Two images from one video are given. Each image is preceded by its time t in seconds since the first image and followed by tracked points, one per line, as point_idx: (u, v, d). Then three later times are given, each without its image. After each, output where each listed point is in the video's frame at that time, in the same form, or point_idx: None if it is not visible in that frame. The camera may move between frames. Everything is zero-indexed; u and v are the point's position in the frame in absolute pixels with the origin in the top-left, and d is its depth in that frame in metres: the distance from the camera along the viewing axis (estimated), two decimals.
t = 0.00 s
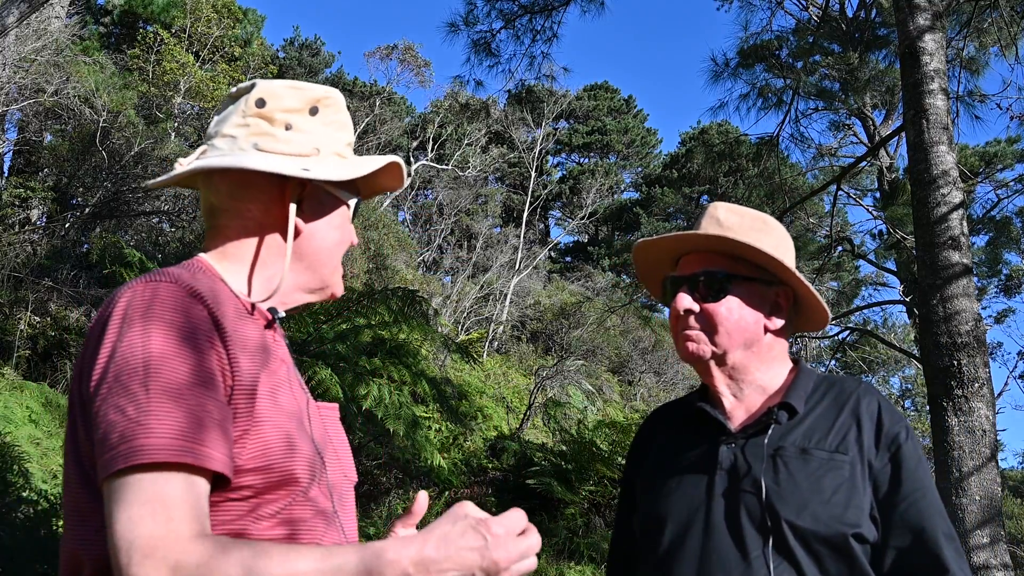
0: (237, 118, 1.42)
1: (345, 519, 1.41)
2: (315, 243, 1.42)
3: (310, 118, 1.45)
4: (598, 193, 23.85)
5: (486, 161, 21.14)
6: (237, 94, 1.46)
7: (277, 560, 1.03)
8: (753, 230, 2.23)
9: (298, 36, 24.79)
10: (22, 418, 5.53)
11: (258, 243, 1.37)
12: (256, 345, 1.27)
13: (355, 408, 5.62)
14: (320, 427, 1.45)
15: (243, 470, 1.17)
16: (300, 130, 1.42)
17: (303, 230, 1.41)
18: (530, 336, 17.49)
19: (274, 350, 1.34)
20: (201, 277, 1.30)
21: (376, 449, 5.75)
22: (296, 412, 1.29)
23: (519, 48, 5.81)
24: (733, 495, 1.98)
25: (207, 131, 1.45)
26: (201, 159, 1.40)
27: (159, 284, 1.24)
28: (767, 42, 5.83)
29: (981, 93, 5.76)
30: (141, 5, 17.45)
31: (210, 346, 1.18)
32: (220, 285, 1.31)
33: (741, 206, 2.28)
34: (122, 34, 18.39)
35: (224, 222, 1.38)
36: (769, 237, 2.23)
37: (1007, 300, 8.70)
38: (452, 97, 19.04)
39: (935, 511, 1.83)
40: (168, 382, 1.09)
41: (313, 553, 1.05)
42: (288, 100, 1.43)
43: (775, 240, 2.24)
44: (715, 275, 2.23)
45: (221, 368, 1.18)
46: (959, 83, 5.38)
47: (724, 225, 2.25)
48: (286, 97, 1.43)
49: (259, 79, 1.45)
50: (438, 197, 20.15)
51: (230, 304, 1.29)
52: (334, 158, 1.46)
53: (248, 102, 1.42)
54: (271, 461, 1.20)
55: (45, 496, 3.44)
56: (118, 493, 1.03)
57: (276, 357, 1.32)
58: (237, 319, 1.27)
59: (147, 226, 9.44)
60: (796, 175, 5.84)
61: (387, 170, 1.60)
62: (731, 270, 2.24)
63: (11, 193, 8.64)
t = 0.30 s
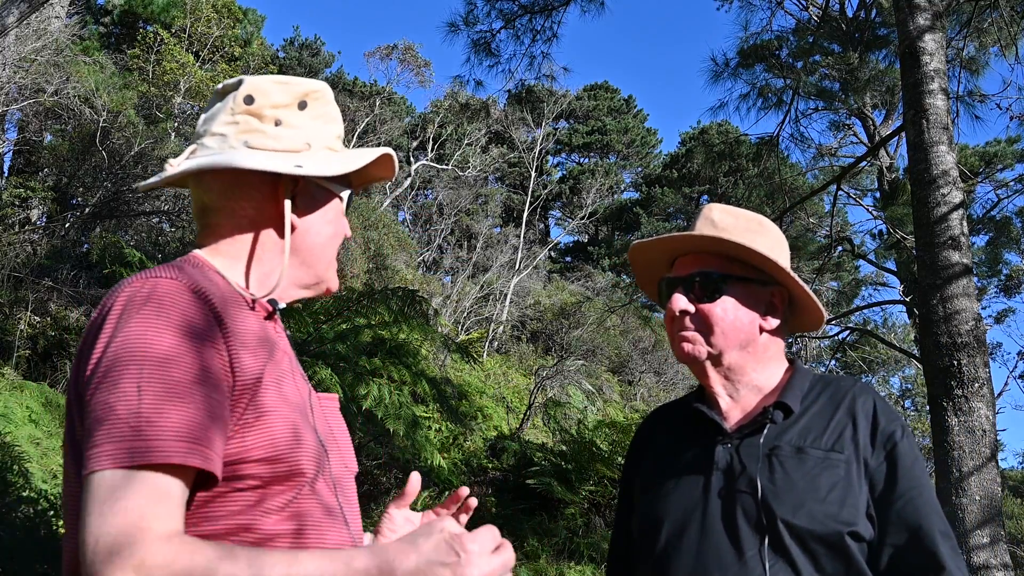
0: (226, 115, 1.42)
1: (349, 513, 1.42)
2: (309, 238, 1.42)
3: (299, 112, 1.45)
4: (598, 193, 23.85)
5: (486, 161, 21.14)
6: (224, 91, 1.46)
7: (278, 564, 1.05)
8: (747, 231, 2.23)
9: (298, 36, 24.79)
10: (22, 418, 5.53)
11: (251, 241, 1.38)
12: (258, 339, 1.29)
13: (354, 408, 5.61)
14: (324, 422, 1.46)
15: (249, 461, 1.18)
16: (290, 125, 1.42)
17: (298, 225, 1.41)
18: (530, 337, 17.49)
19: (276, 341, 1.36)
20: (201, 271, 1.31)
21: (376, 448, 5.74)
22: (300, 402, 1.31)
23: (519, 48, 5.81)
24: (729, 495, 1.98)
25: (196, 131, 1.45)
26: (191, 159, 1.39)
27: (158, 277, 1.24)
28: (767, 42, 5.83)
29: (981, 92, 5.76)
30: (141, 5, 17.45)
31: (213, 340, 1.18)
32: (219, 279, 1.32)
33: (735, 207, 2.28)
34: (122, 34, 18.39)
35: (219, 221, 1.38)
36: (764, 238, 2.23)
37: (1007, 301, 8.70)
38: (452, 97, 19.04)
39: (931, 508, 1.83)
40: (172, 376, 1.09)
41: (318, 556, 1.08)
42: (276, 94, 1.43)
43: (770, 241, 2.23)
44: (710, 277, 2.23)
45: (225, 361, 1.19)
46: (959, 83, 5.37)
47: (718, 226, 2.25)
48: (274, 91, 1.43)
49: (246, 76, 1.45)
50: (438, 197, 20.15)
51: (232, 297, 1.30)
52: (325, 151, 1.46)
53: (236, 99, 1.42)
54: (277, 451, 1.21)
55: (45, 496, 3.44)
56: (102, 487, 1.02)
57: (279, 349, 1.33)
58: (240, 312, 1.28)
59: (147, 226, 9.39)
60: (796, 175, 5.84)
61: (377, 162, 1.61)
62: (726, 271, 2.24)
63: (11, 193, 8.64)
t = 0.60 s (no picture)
0: (236, 113, 1.42)
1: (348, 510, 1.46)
2: (319, 237, 1.44)
3: (309, 110, 1.45)
4: (598, 193, 23.85)
5: (486, 161, 21.14)
6: (236, 88, 1.46)
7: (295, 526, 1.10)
8: (742, 231, 2.23)
9: (298, 36, 24.79)
10: (22, 418, 5.53)
11: (262, 240, 1.39)
12: (269, 341, 1.34)
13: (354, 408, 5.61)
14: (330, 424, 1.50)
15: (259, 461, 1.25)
16: (299, 123, 1.43)
17: (308, 223, 1.42)
18: (530, 337, 17.50)
19: (285, 343, 1.40)
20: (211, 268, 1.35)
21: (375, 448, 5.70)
22: (307, 402, 1.37)
23: (519, 48, 5.82)
24: (725, 495, 1.98)
25: (206, 128, 1.46)
26: (200, 158, 1.40)
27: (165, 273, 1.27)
28: (767, 42, 5.85)
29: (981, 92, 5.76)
30: (141, 5, 17.45)
31: (222, 345, 1.23)
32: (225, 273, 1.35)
33: (730, 207, 2.29)
34: (122, 34, 18.41)
35: (226, 219, 1.39)
36: (759, 238, 2.23)
37: (1007, 301, 8.70)
38: (452, 97, 19.05)
39: (926, 507, 1.83)
40: (185, 384, 1.14)
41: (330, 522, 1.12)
42: (286, 93, 1.43)
43: (766, 241, 2.24)
44: (705, 277, 2.23)
45: (235, 366, 1.24)
46: (959, 83, 5.37)
47: (713, 226, 2.26)
48: (284, 90, 1.42)
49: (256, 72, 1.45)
50: (438, 197, 20.15)
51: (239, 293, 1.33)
52: (335, 149, 1.46)
53: (245, 97, 1.42)
54: (287, 452, 1.28)
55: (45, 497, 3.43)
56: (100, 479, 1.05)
57: (287, 350, 1.39)
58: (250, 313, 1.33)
59: (147, 226, 9.33)
60: (796, 175, 5.84)
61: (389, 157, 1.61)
62: (721, 271, 2.25)
63: (11, 193, 8.64)
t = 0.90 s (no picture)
0: (237, 114, 1.42)
1: (351, 507, 1.47)
2: (322, 237, 1.43)
3: (311, 110, 1.45)
4: (598, 193, 23.85)
5: (486, 161, 21.15)
6: (237, 89, 1.46)
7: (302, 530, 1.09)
8: (742, 231, 2.24)
9: (298, 36, 24.83)
10: (22, 418, 5.53)
11: (261, 239, 1.40)
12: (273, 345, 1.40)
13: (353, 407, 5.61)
14: (330, 424, 1.52)
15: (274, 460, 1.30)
16: (301, 124, 1.43)
17: (308, 223, 1.42)
18: (530, 337, 17.50)
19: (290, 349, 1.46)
20: (218, 270, 1.39)
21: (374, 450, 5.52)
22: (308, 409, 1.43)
23: (519, 48, 5.83)
24: (729, 495, 1.97)
25: (208, 129, 1.46)
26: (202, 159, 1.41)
27: (174, 276, 1.30)
28: (767, 42, 5.85)
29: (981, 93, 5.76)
30: (141, 5, 17.47)
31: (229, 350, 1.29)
32: (227, 275, 1.38)
33: (729, 207, 2.28)
34: (122, 34, 18.42)
35: (228, 219, 1.40)
36: (758, 237, 2.23)
37: (1007, 301, 8.70)
38: (452, 97, 19.05)
39: (929, 507, 1.84)
40: (198, 384, 1.19)
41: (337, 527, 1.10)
42: (286, 92, 1.43)
43: (765, 241, 2.24)
44: (705, 277, 2.23)
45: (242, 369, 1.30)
46: (959, 83, 5.37)
47: (713, 227, 2.26)
48: (285, 89, 1.43)
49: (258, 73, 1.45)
50: (438, 196, 20.15)
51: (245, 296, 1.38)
52: (336, 150, 1.46)
53: (246, 98, 1.42)
54: (297, 453, 1.34)
55: (44, 496, 3.44)
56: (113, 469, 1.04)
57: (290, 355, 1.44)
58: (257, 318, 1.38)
59: (147, 226, 9.34)
60: (796, 175, 5.84)
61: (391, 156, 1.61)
62: (722, 271, 2.24)
63: (11, 193, 8.64)
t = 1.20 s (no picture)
0: (253, 117, 1.44)
1: (356, 513, 1.47)
2: (335, 242, 1.42)
3: (326, 115, 1.46)
4: (598, 193, 23.84)
5: (486, 161, 21.15)
6: (254, 93, 1.48)
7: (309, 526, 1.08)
8: (742, 227, 2.25)
9: (298, 36, 24.84)
10: (22, 418, 5.53)
11: (274, 244, 1.40)
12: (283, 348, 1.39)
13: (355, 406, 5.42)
14: (335, 426, 1.53)
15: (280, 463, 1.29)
16: (316, 128, 1.43)
17: (320, 229, 1.41)
18: (530, 337, 17.50)
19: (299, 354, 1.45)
20: (224, 272, 1.37)
21: (375, 449, 5.55)
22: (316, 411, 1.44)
23: (519, 48, 5.83)
24: (735, 492, 1.97)
25: (224, 132, 1.47)
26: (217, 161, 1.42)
27: (185, 276, 1.30)
28: (767, 42, 5.86)
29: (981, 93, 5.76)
30: (141, 5, 17.48)
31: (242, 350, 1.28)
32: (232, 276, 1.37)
33: (728, 203, 2.29)
34: (122, 34, 18.43)
35: (242, 222, 1.41)
36: (757, 233, 2.25)
37: (1007, 301, 8.70)
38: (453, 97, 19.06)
39: (933, 502, 1.84)
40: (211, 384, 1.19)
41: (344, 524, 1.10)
42: (302, 95, 1.43)
43: (765, 236, 2.26)
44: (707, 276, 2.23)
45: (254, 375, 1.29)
46: (959, 83, 5.37)
47: (713, 224, 2.27)
48: (301, 94, 1.43)
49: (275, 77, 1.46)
50: (438, 196, 20.14)
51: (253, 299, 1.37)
52: (351, 155, 1.46)
53: (262, 102, 1.43)
54: (305, 456, 1.34)
55: (45, 496, 3.44)
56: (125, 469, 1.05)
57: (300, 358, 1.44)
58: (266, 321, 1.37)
59: (147, 226, 9.35)
60: (797, 175, 5.83)
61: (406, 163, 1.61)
62: (724, 269, 2.25)
63: (11, 193, 8.64)
